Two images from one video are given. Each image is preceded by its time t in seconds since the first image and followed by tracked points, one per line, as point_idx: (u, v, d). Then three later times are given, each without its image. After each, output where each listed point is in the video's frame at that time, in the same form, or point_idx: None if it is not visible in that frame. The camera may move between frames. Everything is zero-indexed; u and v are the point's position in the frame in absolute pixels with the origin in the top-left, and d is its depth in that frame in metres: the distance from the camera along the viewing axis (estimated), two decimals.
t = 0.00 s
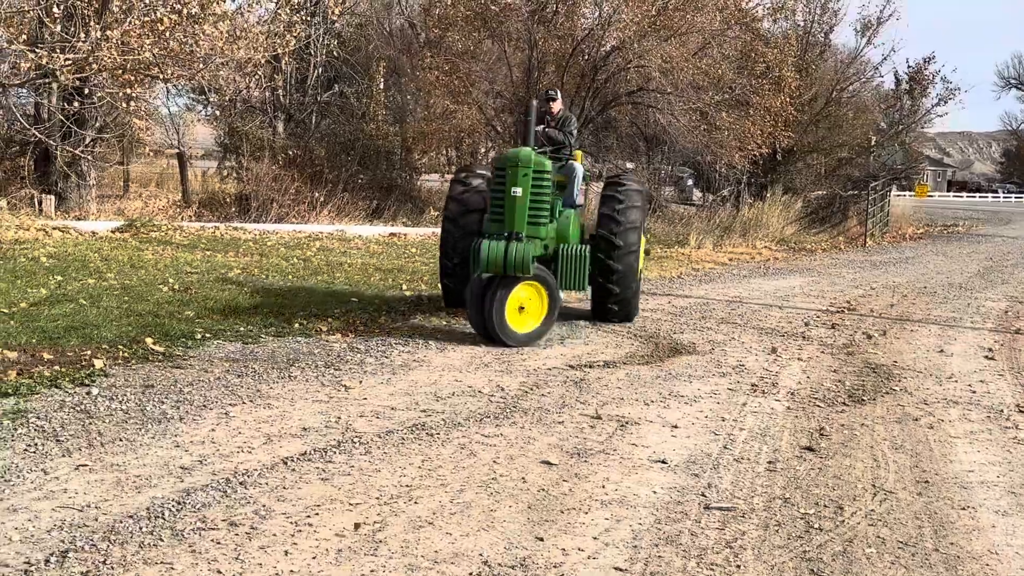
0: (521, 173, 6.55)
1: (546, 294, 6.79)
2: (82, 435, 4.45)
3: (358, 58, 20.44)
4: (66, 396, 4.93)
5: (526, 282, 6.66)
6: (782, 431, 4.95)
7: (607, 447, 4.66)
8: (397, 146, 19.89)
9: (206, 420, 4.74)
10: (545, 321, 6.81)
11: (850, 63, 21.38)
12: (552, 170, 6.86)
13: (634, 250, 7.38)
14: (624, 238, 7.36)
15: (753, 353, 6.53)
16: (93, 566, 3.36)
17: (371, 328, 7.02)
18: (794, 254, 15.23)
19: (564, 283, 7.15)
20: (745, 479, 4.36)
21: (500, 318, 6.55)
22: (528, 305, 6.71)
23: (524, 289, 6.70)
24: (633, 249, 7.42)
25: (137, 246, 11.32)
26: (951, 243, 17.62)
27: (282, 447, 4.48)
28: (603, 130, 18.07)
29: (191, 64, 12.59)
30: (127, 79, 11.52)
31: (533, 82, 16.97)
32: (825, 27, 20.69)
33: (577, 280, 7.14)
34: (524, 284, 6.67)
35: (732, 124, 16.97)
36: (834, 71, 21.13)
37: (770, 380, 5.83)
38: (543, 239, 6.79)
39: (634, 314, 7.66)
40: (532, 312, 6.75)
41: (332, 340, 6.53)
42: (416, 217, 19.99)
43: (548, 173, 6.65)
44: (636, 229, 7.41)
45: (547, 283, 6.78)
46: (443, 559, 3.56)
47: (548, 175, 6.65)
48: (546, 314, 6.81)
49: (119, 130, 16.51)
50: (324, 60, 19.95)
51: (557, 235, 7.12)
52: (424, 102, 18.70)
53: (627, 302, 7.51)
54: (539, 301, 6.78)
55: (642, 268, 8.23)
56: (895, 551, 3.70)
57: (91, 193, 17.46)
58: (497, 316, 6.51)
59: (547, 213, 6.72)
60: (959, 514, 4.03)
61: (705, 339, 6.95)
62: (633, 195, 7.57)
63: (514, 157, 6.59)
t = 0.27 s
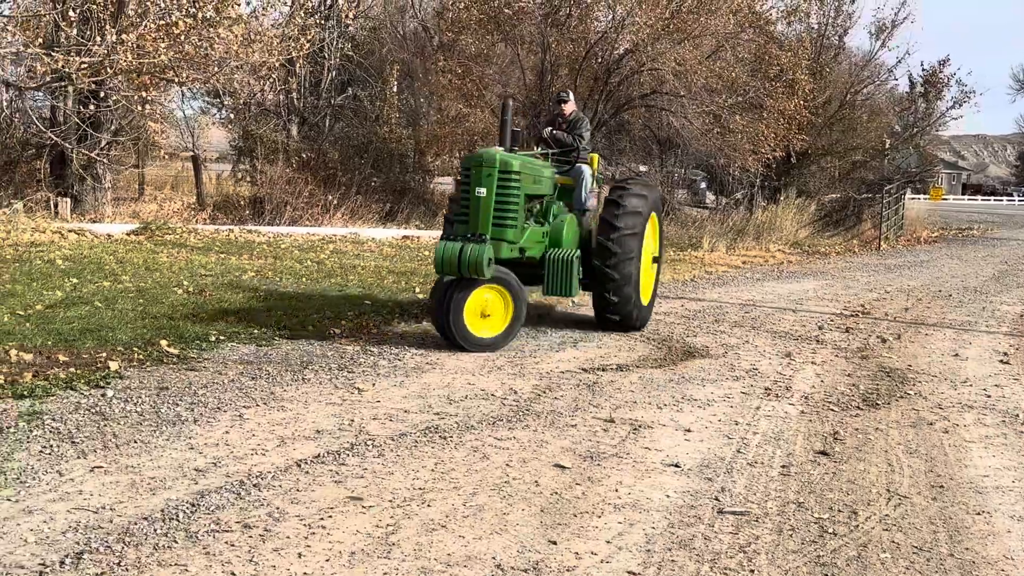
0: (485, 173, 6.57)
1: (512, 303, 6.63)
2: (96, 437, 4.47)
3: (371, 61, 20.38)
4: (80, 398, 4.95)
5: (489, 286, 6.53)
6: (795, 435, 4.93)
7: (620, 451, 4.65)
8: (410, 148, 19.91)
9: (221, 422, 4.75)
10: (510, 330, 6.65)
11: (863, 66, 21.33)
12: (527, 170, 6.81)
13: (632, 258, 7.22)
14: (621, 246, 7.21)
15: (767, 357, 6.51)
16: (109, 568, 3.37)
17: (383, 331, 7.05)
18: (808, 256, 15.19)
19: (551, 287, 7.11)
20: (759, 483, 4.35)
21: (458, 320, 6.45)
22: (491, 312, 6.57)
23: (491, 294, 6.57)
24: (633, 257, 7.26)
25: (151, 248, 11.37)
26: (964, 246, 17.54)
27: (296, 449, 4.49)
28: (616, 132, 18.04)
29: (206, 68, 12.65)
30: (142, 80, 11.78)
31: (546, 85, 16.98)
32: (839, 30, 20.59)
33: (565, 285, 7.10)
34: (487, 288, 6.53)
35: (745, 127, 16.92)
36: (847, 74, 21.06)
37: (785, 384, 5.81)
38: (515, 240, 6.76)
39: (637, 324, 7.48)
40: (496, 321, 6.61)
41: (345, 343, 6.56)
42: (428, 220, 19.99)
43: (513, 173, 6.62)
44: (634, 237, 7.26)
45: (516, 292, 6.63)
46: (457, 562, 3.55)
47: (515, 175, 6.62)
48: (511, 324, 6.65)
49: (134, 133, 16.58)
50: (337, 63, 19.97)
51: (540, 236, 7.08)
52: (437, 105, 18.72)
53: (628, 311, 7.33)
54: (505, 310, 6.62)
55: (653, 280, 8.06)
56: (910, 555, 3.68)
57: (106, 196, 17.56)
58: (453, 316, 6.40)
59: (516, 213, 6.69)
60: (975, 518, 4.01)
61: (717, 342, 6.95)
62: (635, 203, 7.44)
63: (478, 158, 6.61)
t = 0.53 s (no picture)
0: (457, 177, 6.58)
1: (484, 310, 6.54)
2: (118, 435, 4.57)
3: (386, 68, 20.78)
4: (102, 397, 5.05)
5: (463, 289, 6.43)
6: (803, 435, 5.00)
7: (630, 451, 4.73)
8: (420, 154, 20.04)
9: (239, 421, 4.85)
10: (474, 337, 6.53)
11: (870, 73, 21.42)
12: (504, 174, 6.77)
13: (625, 253, 7.17)
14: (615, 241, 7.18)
15: (775, 358, 6.58)
16: (129, 563, 3.46)
17: (398, 333, 7.15)
18: (816, 260, 15.24)
19: (537, 291, 7.15)
20: (767, 482, 4.42)
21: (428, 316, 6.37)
22: (461, 316, 6.48)
23: (465, 298, 6.48)
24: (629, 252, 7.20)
25: (171, 251, 11.53)
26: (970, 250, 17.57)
27: (312, 448, 4.58)
28: (625, 138, 18.13)
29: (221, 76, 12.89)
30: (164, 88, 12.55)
31: (557, 91, 17.12)
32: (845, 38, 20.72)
33: (551, 288, 7.13)
34: (462, 291, 6.44)
35: (753, 133, 16.99)
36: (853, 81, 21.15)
37: (793, 385, 5.87)
38: (491, 245, 6.78)
39: (632, 324, 7.34)
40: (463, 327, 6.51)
41: (362, 344, 6.66)
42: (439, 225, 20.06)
43: (485, 178, 6.59)
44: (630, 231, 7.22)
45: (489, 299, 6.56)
46: (470, 559, 3.63)
47: (488, 179, 6.60)
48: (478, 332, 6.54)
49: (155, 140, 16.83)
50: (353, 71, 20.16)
51: (522, 241, 7.09)
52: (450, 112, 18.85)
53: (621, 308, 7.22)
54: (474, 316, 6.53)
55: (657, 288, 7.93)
56: (916, 554, 3.75)
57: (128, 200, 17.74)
58: (420, 312, 6.32)
59: (490, 218, 6.69)
60: (980, 518, 4.07)
61: (726, 344, 7.02)
62: (633, 201, 7.45)
63: (452, 161, 6.62)
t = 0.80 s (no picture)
0: (425, 184, 6.77)
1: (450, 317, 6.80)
2: (158, 430, 4.84)
3: (410, 84, 21.02)
4: (144, 393, 5.34)
5: (431, 293, 6.68)
6: (806, 432, 5.24)
7: (640, 446, 4.97)
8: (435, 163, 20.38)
9: (271, 417, 5.11)
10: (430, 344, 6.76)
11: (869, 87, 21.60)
12: (474, 179, 6.94)
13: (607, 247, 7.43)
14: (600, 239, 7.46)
15: (778, 359, 6.83)
16: (170, 550, 3.70)
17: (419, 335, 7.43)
18: (817, 265, 15.52)
19: (519, 294, 7.33)
20: (772, 476, 4.66)
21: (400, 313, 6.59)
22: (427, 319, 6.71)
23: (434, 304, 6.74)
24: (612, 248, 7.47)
25: (209, 255, 11.93)
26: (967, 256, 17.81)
27: (340, 442, 4.85)
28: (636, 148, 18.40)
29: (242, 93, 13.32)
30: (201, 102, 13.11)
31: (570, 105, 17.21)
32: (846, 54, 21.10)
33: (530, 293, 7.29)
34: (429, 294, 6.69)
35: (757, 144, 17.30)
36: (854, 94, 21.45)
37: (796, 384, 6.10)
38: (461, 248, 6.93)
39: (618, 327, 7.48)
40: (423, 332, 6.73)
41: (386, 345, 6.95)
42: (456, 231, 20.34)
43: (451, 183, 6.77)
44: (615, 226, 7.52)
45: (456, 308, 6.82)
46: (489, 547, 3.88)
47: (454, 185, 6.77)
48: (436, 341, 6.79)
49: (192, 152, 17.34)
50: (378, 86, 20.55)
51: (500, 245, 7.24)
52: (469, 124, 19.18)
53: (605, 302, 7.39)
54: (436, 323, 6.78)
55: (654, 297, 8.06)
56: (912, 545, 3.98)
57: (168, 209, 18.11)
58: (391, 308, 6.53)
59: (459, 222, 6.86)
60: (975, 512, 4.30)
61: (731, 345, 7.26)
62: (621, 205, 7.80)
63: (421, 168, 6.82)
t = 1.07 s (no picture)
0: (399, 189, 6.94)
1: (427, 318, 6.92)
2: (186, 427, 5.03)
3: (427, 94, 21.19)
4: (172, 391, 5.55)
5: (405, 295, 6.83)
6: (812, 431, 5.38)
7: (650, 444, 5.13)
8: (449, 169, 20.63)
9: (294, 415, 5.29)
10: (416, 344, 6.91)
11: (873, 96, 21.76)
12: (449, 186, 7.10)
13: (596, 246, 7.48)
14: (590, 237, 7.52)
15: (784, 359, 6.97)
16: (197, 543, 3.85)
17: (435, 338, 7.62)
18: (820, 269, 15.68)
19: (503, 298, 7.49)
20: (778, 474, 4.81)
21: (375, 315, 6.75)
22: (403, 320, 6.88)
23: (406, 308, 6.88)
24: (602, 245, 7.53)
25: (236, 259, 12.21)
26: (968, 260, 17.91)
27: (361, 439, 5.02)
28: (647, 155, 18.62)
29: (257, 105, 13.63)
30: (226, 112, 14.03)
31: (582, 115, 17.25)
32: (850, 65, 21.26)
33: (514, 296, 7.47)
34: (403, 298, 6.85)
35: (764, 151, 17.46)
36: (858, 103, 21.62)
37: (801, 384, 6.25)
38: (436, 252, 7.09)
39: (602, 323, 7.47)
40: (405, 334, 6.91)
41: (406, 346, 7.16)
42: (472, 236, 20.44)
43: (425, 189, 6.93)
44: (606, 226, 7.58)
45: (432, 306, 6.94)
46: (504, 541, 4.03)
47: (427, 190, 6.92)
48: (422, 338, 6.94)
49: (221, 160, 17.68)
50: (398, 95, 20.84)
51: (480, 250, 7.39)
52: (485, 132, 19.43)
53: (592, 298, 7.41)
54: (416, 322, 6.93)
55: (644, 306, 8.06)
56: (915, 540, 4.12)
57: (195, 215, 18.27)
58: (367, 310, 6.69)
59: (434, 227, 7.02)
60: (976, 509, 4.43)
61: (739, 347, 7.40)
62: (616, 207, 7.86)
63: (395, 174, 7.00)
